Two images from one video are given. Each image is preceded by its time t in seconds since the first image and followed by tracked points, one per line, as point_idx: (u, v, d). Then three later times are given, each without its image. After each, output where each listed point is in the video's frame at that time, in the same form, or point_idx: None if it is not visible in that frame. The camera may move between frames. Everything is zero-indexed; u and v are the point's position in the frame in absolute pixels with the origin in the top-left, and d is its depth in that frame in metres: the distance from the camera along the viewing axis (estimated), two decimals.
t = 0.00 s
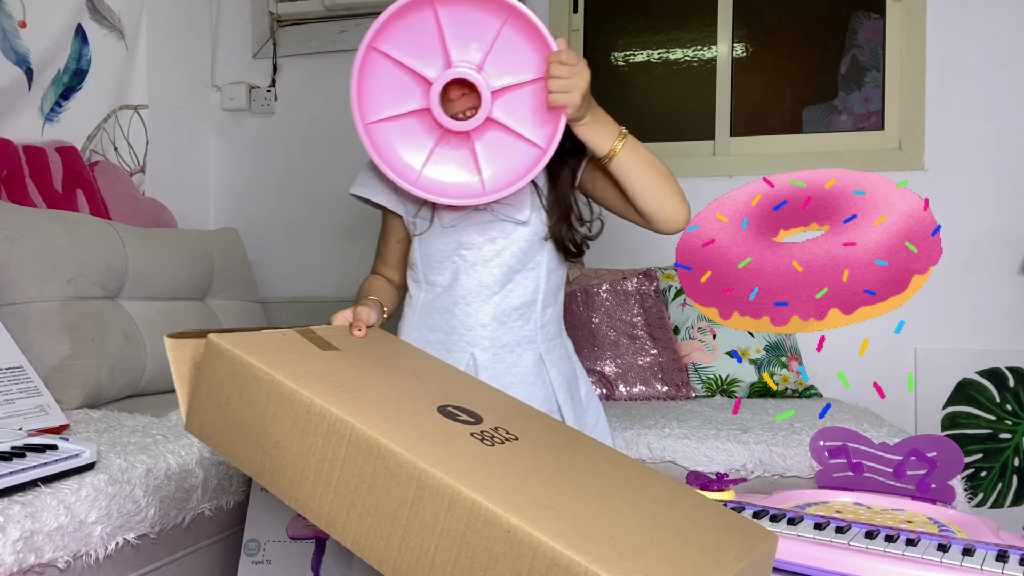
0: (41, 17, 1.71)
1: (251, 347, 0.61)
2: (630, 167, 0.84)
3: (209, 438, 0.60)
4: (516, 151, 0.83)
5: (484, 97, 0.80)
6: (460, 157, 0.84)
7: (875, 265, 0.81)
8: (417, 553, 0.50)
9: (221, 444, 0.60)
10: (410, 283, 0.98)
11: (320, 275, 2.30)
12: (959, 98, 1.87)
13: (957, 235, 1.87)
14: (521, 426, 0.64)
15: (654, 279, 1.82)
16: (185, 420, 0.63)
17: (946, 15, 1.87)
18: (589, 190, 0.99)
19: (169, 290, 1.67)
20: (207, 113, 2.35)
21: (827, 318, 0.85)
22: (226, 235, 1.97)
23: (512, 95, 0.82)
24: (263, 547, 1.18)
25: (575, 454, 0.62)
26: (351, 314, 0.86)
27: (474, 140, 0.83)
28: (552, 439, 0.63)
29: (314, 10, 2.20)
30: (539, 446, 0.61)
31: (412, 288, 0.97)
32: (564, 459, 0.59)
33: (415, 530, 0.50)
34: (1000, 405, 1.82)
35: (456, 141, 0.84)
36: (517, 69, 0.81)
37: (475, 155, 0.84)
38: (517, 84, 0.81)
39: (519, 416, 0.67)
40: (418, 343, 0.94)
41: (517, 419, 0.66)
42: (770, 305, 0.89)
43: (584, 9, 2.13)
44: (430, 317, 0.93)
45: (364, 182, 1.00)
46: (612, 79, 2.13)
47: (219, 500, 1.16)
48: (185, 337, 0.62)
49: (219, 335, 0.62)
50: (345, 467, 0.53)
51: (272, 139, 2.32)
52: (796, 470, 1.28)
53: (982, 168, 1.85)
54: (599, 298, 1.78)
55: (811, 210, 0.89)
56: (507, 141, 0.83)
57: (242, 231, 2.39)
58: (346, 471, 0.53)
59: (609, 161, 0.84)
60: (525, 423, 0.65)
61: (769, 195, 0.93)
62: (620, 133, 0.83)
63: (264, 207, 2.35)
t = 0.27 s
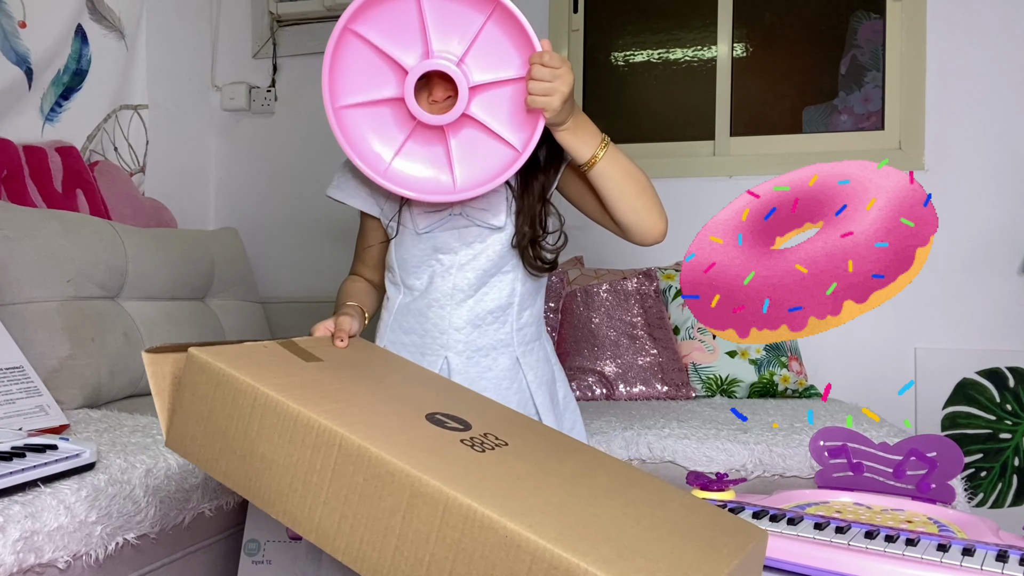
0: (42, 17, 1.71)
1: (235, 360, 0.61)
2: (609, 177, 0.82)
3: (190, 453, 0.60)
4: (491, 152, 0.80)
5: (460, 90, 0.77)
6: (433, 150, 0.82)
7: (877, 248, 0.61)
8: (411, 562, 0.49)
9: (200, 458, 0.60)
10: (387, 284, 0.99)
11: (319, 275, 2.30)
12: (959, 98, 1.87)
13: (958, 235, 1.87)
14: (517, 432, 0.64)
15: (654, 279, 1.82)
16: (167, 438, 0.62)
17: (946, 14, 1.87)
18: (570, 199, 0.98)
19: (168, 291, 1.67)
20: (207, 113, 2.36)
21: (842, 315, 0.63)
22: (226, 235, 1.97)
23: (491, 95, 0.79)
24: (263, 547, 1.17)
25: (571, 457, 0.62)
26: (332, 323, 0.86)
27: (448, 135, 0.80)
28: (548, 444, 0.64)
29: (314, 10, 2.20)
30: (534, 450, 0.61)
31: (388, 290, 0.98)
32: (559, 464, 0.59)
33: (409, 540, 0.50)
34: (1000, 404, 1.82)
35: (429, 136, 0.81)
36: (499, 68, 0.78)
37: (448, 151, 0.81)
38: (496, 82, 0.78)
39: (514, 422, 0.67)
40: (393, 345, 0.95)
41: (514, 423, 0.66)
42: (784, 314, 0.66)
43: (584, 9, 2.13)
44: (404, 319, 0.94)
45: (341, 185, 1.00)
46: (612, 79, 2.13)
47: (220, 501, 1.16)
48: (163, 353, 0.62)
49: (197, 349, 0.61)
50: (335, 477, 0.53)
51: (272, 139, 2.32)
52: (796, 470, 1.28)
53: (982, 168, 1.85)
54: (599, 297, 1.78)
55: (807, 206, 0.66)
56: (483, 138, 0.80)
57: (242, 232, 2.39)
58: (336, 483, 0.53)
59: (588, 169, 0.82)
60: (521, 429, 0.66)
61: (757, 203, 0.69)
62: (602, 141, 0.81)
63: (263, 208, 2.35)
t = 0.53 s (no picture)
0: (42, 17, 1.71)
1: (229, 359, 0.61)
2: (607, 169, 0.82)
3: (183, 453, 0.60)
4: (491, 149, 0.76)
5: (455, 88, 0.73)
6: (432, 154, 0.77)
7: (879, 257, 0.61)
8: (410, 563, 0.49)
9: (194, 458, 0.59)
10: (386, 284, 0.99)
11: (319, 275, 2.30)
12: (959, 99, 1.87)
13: (958, 235, 1.87)
14: (516, 432, 0.64)
15: (654, 279, 1.82)
16: (157, 437, 0.62)
17: (946, 14, 1.87)
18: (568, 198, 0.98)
19: (168, 291, 1.67)
20: (207, 113, 2.36)
21: (833, 318, 0.63)
22: (226, 235, 1.97)
23: (485, 88, 0.75)
24: (263, 547, 1.17)
25: (571, 458, 0.62)
26: (326, 321, 0.86)
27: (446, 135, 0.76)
28: (547, 444, 0.64)
29: (314, 10, 2.20)
30: (533, 450, 0.61)
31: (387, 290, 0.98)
32: (559, 464, 0.59)
33: (407, 541, 0.50)
34: (1000, 404, 1.82)
35: (427, 139, 0.78)
36: (491, 60, 0.74)
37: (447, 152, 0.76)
38: (489, 75, 0.74)
39: (512, 422, 0.67)
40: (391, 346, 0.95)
41: (514, 424, 0.66)
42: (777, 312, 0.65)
43: (584, 9, 2.13)
44: (402, 320, 0.94)
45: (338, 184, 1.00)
46: (612, 79, 2.13)
47: (220, 501, 1.16)
48: (153, 350, 0.61)
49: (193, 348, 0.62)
50: (332, 478, 0.53)
51: (272, 139, 2.32)
52: (796, 470, 1.28)
53: (982, 168, 1.85)
54: (599, 297, 1.78)
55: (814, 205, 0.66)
56: (482, 134, 0.76)
57: (242, 232, 2.39)
58: (333, 484, 0.53)
59: (587, 161, 0.82)
60: (520, 429, 0.66)
61: (764, 196, 0.69)
62: (600, 132, 0.81)
63: (263, 208, 2.35)
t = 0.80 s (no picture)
0: (42, 17, 1.71)
1: (231, 356, 0.61)
2: (612, 173, 0.82)
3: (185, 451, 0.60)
4: (491, 152, 0.76)
5: (454, 91, 0.73)
6: (433, 157, 0.77)
7: (877, 265, 0.58)
8: (413, 561, 0.49)
9: (196, 455, 0.59)
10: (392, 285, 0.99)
11: (320, 275, 2.30)
12: (960, 99, 1.87)
13: (959, 235, 1.87)
14: (517, 431, 0.64)
15: (654, 279, 1.82)
16: (159, 433, 0.62)
17: (946, 15, 1.87)
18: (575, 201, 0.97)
19: (168, 291, 1.67)
20: (207, 113, 2.36)
21: (825, 320, 0.61)
22: (226, 235, 1.97)
23: (486, 91, 0.75)
24: (263, 547, 1.17)
25: (571, 457, 0.62)
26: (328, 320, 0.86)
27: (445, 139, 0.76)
28: (548, 444, 0.64)
29: (314, 10, 2.20)
30: (535, 450, 0.61)
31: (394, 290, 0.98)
32: (560, 463, 0.59)
33: (409, 540, 0.50)
34: (1000, 405, 1.82)
35: (428, 142, 0.77)
36: (491, 61, 0.74)
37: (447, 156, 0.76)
38: (490, 78, 0.74)
39: (513, 422, 0.67)
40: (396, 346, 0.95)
41: (515, 423, 0.66)
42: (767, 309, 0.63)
43: (584, 9, 2.13)
44: (407, 321, 0.94)
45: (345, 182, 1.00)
46: (612, 79, 2.13)
47: (220, 501, 1.16)
48: (159, 346, 0.61)
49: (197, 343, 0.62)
50: (335, 476, 0.53)
51: (272, 139, 2.32)
52: (796, 469, 1.28)
53: (982, 168, 1.85)
54: (599, 297, 1.78)
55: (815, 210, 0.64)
56: (482, 138, 0.76)
57: (242, 231, 2.39)
58: (335, 482, 0.53)
59: (591, 164, 0.81)
60: (521, 429, 0.66)
61: (770, 191, 0.66)
62: (604, 135, 0.81)
63: (264, 207, 2.35)
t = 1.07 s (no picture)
0: (42, 17, 1.71)
1: (235, 363, 0.61)
2: (615, 172, 0.82)
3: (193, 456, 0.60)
4: (495, 153, 0.76)
5: (457, 91, 0.73)
6: (434, 158, 0.77)
7: (878, 264, 0.74)
8: (412, 563, 0.49)
9: (204, 461, 0.60)
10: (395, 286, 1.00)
11: (320, 275, 2.30)
12: (959, 99, 1.87)
13: (959, 235, 1.87)
14: (516, 433, 0.64)
15: (654, 279, 1.82)
16: (169, 439, 0.62)
17: (945, 15, 1.87)
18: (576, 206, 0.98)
19: (168, 291, 1.67)
20: (207, 113, 2.36)
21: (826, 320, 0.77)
22: (226, 235, 1.97)
23: (489, 92, 0.75)
24: (263, 547, 1.17)
25: (571, 458, 0.62)
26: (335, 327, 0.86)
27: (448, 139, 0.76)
28: (547, 445, 0.64)
29: (314, 10, 2.20)
30: (534, 451, 0.61)
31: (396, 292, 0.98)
32: (560, 465, 0.59)
33: (409, 542, 0.50)
34: (1000, 405, 1.82)
35: (429, 143, 0.77)
36: (494, 63, 0.74)
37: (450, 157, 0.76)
38: (492, 79, 0.74)
39: (513, 423, 0.67)
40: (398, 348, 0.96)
41: (516, 424, 0.67)
42: (769, 306, 0.81)
43: (584, 9, 2.13)
44: (409, 323, 0.94)
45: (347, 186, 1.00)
46: (612, 79, 2.13)
47: (220, 501, 1.16)
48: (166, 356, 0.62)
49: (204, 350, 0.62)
50: (336, 480, 0.53)
51: (272, 139, 2.32)
52: (796, 469, 1.28)
53: (982, 169, 1.85)
54: (599, 298, 1.78)
55: (815, 207, 0.83)
56: (484, 138, 0.76)
57: (242, 231, 2.39)
58: (336, 485, 0.53)
59: (594, 164, 0.81)
60: (521, 431, 0.65)
61: (768, 194, 0.87)
62: (606, 135, 0.81)
63: (264, 208, 2.35)
